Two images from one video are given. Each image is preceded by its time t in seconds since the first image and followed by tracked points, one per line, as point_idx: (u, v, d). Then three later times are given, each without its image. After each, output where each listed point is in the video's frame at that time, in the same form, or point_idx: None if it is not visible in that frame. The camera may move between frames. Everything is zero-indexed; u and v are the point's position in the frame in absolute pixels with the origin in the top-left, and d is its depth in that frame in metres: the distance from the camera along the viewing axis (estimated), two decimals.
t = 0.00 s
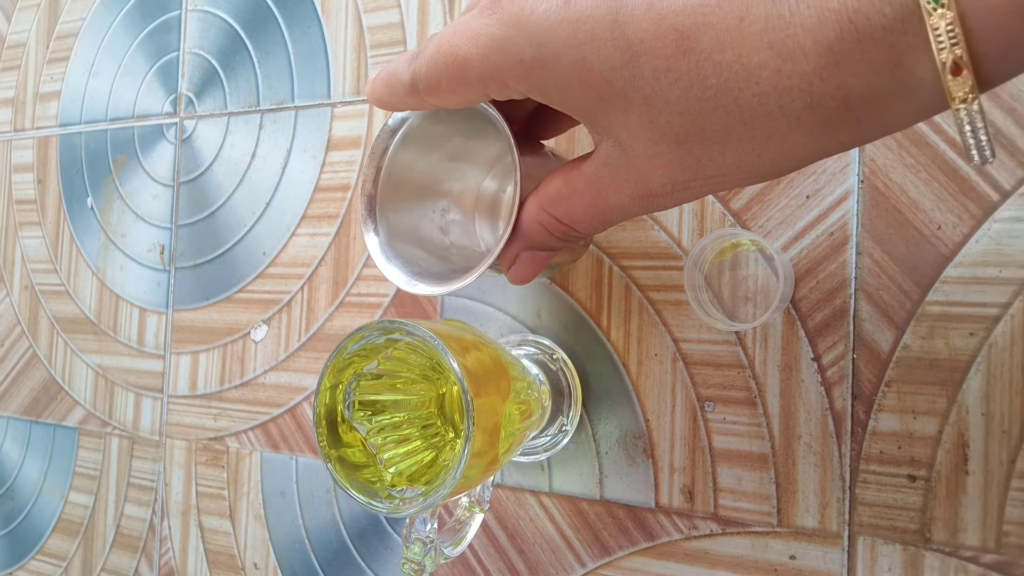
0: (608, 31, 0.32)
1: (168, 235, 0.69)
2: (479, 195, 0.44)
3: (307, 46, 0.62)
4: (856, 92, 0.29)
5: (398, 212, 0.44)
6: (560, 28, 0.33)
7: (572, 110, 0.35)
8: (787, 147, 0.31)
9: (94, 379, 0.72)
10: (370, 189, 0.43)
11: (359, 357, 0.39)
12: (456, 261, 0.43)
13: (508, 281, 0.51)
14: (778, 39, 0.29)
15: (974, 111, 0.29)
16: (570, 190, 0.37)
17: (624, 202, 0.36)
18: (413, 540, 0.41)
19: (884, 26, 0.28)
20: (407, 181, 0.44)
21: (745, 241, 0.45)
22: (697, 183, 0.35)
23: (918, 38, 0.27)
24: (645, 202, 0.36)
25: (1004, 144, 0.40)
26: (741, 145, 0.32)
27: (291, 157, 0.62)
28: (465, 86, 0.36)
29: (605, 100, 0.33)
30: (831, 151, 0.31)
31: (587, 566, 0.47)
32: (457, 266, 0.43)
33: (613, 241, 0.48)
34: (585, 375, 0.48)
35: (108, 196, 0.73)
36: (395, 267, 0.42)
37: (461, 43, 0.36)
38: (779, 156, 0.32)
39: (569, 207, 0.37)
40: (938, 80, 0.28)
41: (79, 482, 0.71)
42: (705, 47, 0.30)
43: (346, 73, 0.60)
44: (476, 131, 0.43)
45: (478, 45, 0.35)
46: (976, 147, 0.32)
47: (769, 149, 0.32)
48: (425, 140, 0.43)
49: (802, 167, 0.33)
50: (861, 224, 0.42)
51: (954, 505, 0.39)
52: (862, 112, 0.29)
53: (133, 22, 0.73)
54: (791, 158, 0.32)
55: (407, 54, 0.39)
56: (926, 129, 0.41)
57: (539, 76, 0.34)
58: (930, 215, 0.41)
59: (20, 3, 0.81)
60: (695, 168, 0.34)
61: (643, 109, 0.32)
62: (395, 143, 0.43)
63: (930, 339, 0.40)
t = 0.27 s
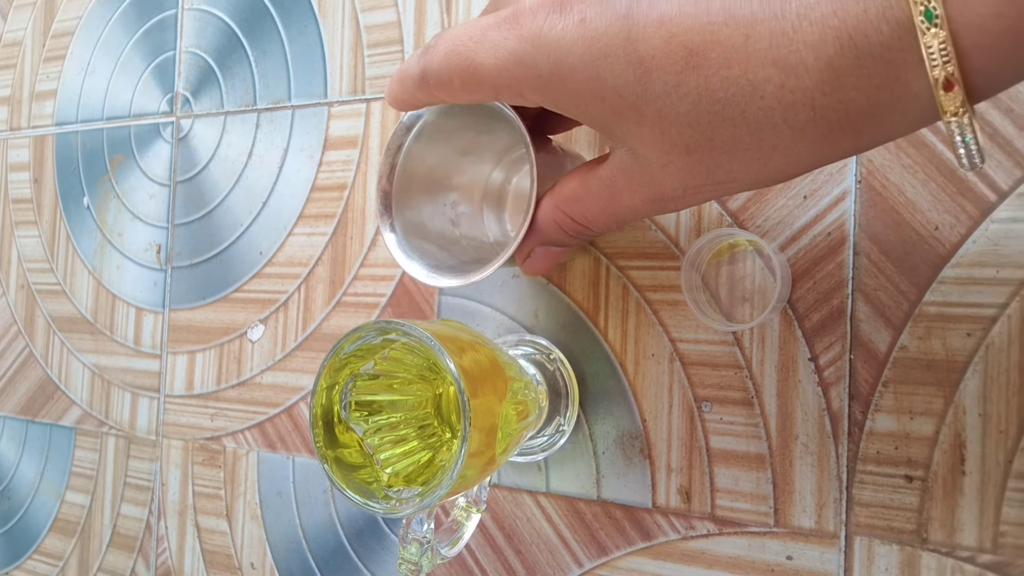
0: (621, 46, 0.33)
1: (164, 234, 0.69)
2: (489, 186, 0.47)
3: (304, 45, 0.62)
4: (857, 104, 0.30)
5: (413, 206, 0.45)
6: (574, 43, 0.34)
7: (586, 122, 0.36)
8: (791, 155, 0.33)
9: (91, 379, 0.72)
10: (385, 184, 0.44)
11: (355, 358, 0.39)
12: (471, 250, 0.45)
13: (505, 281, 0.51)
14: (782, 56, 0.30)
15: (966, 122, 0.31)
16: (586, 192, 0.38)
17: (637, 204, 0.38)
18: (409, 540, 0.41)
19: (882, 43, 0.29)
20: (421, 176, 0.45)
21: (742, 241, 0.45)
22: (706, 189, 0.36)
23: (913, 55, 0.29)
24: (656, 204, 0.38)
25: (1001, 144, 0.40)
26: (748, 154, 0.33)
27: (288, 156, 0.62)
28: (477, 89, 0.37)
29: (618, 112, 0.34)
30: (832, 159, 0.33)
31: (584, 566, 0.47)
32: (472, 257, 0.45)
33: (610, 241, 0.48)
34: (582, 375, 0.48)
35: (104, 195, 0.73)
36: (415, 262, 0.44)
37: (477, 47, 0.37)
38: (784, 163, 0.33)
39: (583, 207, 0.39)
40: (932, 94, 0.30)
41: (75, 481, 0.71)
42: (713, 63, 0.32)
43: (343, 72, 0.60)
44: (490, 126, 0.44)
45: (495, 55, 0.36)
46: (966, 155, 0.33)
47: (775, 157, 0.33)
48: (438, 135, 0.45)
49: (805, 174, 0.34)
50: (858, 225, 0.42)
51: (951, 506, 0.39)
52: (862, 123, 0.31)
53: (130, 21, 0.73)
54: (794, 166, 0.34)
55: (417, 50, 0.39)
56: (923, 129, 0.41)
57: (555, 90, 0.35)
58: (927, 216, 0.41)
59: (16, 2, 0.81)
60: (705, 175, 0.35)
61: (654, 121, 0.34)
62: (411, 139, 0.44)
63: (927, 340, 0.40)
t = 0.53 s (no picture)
0: (632, 46, 0.35)
1: (163, 231, 0.69)
2: (486, 181, 0.48)
3: (303, 42, 0.62)
4: (861, 103, 0.32)
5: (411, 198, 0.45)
6: (587, 42, 0.36)
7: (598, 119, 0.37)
8: (797, 151, 0.34)
9: (90, 376, 0.72)
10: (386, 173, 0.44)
11: (354, 353, 0.39)
12: (466, 245, 0.46)
13: (504, 278, 0.51)
14: (789, 54, 0.32)
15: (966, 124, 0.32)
16: (594, 189, 0.39)
17: (645, 200, 0.39)
18: (409, 536, 0.41)
19: (886, 47, 0.31)
20: (419, 168, 0.45)
21: (741, 237, 0.45)
22: (713, 185, 0.37)
23: (915, 57, 0.31)
24: (664, 201, 0.38)
25: (999, 140, 0.40)
26: (756, 151, 0.35)
27: (286, 153, 0.62)
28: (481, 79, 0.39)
29: (630, 110, 0.36)
30: (836, 156, 0.35)
31: (583, 562, 0.48)
32: (469, 252, 0.45)
33: (609, 237, 0.48)
34: (581, 372, 0.49)
35: (103, 192, 0.72)
36: (411, 256, 0.43)
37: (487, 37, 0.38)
38: (791, 159, 0.35)
39: (591, 204, 0.39)
40: (932, 96, 0.31)
41: (74, 479, 0.71)
42: (722, 61, 0.33)
43: (342, 68, 0.60)
44: (494, 119, 0.44)
45: (505, 47, 0.38)
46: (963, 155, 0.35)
47: (782, 153, 0.35)
48: (442, 127, 0.44)
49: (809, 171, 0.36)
50: (857, 221, 0.42)
51: (949, 501, 0.39)
52: (866, 122, 0.33)
53: (128, 18, 0.73)
54: (799, 162, 0.35)
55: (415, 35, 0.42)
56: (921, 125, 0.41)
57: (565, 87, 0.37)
58: (925, 211, 0.41)
59: None
60: (712, 171, 0.36)
61: (665, 118, 0.35)
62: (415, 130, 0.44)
63: (925, 335, 0.40)
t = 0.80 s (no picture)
0: (662, 65, 0.32)
1: (160, 234, 0.69)
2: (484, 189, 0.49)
3: (299, 44, 0.62)
4: (902, 111, 0.30)
5: (409, 204, 0.47)
6: (615, 65, 0.33)
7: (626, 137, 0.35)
8: (840, 160, 0.33)
9: (86, 379, 0.71)
10: (388, 174, 0.46)
11: (351, 357, 0.39)
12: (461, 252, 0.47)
13: (501, 281, 0.51)
14: (825, 65, 0.30)
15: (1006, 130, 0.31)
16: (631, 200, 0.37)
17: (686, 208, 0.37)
18: (405, 540, 0.41)
19: (927, 52, 0.29)
20: (418, 175, 0.47)
21: (737, 240, 0.45)
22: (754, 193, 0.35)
23: (958, 63, 0.29)
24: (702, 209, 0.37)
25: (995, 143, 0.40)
26: (795, 161, 0.33)
27: (283, 155, 0.62)
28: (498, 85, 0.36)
29: (661, 127, 0.33)
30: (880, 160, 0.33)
31: (580, 565, 0.47)
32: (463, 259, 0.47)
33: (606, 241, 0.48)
34: (578, 375, 0.48)
35: (99, 195, 0.72)
36: (410, 265, 0.45)
37: (514, 51, 0.35)
38: (832, 166, 0.33)
39: (633, 213, 0.38)
40: (976, 101, 0.30)
41: (71, 482, 0.71)
42: (757, 76, 0.31)
43: (338, 71, 0.60)
44: (497, 130, 0.46)
45: (533, 65, 0.35)
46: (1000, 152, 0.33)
47: (823, 162, 0.33)
48: (445, 133, 0.46)
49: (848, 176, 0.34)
50: (853, 224, 0.42)
51: (946, 504, 0.39)
52: (907, 128, 0.31)
53: (125, 20, 0.72)
54: (839, 169, 0.33)
55: (426, 21, 0.37)
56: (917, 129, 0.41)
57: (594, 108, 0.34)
58: (922, 215, 0.41)
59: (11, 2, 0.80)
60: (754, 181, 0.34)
61: (699, 135, 0.33)
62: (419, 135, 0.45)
63: (922, 338, 0.40)
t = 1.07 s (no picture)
0: (705, 83, 0.28)
1: (160, 233, 0.69)
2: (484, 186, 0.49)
3: (299, 43, 0.62)
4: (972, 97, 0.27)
5: (410, 202, 0.47)
6: (653, 88, 0.29)
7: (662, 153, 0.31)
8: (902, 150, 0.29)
9: (87, 378, 0.72)
10: (388, 170, 0.46)
11: (351, 354, 0.39)
12: (461, 249, 0.48)
13: (501, 279, 0.52)
14: (888, 67, 0.26)
15: None
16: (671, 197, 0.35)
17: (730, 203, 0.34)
18: (405, 537, 0.41)
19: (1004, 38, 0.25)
20: (419, 173, 0.47)
21: (736, 237, 0.45)
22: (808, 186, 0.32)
23: None
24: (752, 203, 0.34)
25: (992, 141, 0.40)
26: (855, 157, 0.29)
27: (283, 154, 0.62)
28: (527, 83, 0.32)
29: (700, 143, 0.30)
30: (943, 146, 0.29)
31: (580, 562, 0.48)
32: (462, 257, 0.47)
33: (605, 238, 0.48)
34: (578, 372, 0.49)
35: (100, 194, 0.72)
36: (411, 264, 0.45)
37: (552, 58, 0.31)
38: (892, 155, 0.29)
39: (671, 212, 0.36)
40: None
41: (72, 480, 0.71)
42: (813, 83, 0.26)
43: (338, 70, 0.60)
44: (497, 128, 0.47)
45: (573, 79, 0.31)
46: None
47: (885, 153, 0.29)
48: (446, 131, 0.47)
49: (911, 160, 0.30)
50: (851, 222, 0.42)
51: (944, 500, 0.39)
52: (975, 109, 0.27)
53: (125, 20, 0.73)
54: (905, 154, 0.29)
55: None
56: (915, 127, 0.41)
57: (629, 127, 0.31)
58: (919, 212, 0.41)
59: (11, 1, 0.81)
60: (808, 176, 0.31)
61: (746, 147, 0.29)
62: (419, 131, 0.46)
63: (920, 335, 0.40)
